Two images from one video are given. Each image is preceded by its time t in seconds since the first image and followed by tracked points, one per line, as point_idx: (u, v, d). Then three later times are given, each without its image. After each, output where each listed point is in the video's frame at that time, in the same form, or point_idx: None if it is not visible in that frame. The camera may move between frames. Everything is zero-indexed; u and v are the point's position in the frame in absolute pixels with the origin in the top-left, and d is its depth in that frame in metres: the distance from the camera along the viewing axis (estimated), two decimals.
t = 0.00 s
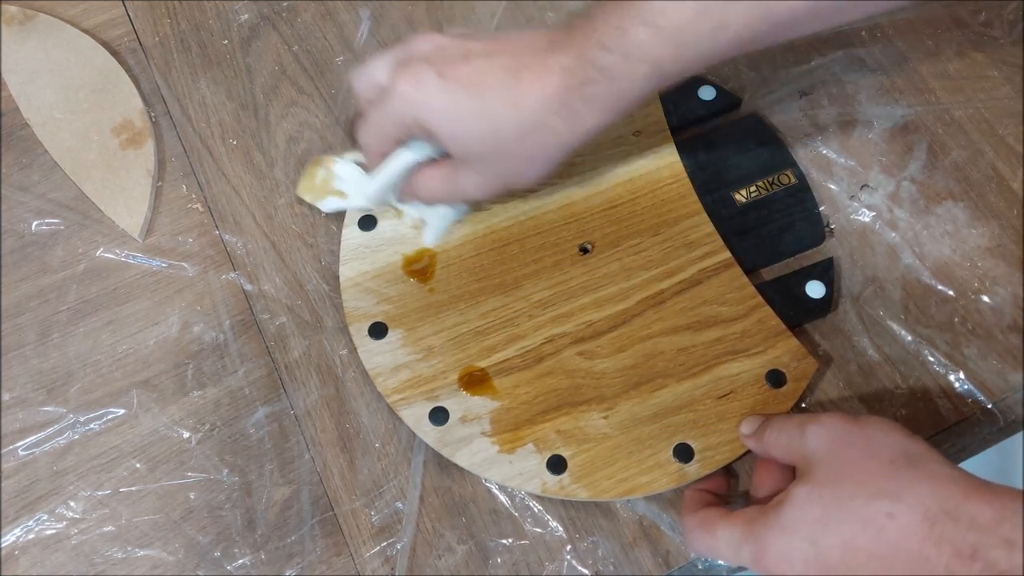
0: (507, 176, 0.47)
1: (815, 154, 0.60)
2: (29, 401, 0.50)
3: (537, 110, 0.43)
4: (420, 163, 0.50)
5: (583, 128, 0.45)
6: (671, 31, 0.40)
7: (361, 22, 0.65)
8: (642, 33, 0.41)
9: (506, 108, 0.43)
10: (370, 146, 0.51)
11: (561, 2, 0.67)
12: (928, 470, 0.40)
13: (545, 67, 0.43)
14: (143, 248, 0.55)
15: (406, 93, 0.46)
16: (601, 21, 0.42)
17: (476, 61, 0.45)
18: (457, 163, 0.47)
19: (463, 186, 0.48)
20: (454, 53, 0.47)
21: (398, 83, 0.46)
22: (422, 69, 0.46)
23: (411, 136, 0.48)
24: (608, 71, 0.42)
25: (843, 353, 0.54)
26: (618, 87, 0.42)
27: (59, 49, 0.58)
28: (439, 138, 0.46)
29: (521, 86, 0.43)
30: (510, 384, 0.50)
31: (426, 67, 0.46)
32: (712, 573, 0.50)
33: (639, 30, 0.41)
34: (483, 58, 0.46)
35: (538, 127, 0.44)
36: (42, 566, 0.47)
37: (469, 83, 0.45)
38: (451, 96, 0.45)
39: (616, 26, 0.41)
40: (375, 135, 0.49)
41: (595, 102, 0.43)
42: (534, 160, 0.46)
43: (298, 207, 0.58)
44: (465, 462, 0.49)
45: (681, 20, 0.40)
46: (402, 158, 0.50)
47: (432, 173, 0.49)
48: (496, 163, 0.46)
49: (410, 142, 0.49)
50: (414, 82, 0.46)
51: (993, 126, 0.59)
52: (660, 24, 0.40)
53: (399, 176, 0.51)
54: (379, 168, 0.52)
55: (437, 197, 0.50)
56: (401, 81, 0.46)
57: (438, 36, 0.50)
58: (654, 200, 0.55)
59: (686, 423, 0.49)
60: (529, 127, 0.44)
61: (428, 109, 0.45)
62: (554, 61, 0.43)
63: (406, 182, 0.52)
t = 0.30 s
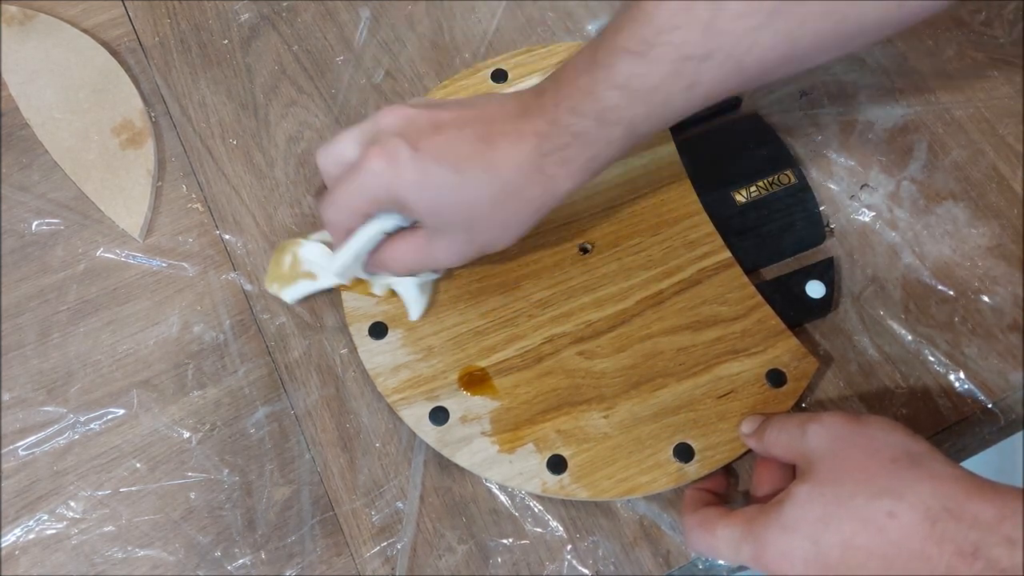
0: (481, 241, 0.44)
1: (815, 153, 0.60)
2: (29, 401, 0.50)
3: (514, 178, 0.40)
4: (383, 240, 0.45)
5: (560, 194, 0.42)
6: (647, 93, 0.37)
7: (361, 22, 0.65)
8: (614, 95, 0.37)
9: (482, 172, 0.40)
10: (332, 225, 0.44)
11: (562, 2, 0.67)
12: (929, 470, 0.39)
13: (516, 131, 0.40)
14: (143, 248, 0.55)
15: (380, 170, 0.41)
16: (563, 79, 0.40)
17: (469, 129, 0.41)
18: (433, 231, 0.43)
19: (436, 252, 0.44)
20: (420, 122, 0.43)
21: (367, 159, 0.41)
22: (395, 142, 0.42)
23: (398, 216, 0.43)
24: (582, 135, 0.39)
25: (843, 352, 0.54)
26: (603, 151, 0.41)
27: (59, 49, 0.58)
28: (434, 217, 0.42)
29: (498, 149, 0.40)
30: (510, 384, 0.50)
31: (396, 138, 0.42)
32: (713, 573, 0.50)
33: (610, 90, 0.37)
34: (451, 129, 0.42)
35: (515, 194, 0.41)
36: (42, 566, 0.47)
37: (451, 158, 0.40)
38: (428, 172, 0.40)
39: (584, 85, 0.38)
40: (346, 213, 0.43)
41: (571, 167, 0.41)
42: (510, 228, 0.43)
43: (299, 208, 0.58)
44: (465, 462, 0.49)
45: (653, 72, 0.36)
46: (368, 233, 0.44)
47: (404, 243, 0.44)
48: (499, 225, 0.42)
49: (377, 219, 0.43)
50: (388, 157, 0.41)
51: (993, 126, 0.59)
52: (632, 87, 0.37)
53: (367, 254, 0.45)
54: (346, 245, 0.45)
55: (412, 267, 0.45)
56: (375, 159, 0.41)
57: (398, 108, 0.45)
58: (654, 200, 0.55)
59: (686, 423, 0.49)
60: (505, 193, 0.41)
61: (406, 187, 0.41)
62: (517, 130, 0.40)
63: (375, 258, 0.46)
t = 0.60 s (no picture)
0: (515, 264, 0.44)
1: (815, 153, 0.60)
2: (28, 401, 0.50)
3: (555, 204, 0.39)
4: (413, 269, 0.46)
5: (602, 209, 0.41)
6: (693, 104, 0.37)
7: (361, 22, 0.65)
8: (655, 112, 0.37)
9: (525, 205, 0.39)
10: (364, 261, 0.46)
11: (561, 2, 0.67)
12: (928, 470, 0.39)
13: (552, 157, 0.39)
14: (143, 248, 0.55)
15: (413, 211, 0.42)
16: (598, 96, 0.39)
17: (480, 165, 0.41)
18: (475, 261, 0.43)
19: (470, 276, 0.45)
20: (453, 158, 0.43)
21: (405, 201, 0.42)
22: (430, 182, 0.42)
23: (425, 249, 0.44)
24: (621, 154, 0.38)
25: (842, 352, 0.54)
26: (640, 167, 0.39)
27: (60, 49, 0.58)
28: (460, 249, 0.43)
29: (534, 181, 0.39)
30: (510, 384, 0.50)
31: (427, 176, 0.43)
32: (712, 573, 0.50)
33: (655, 107, 0.37)
34: (483, 161, 0.41)
35: (550, 218, 0.40)
36: (42, 566, 0.47)
37: (484, 189, 0.40)
38: (463, 210, 0.40)
39: (623, 105, 0.37)
40: (376, 250, 0.44)
41: (618, 183, 0.39)
42: (547, 249, 0.43)
43: (299, 208, 0.58)
44: (465, 463, 0.49)
45: (698, 85, 0.37)
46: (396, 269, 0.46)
47: (437, 268, 0.46)
48: (522, 255, 0.43)
49: (404, 253, 0.44)
50: (423, 198, 0.42)
51: (993, 126, 0.60)
52: (679, 100, 0.37)
53: (399, 282, 0.47)
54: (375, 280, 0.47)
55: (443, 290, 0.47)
56: (410, 201, 0.42)
57: (428, 144, 0.46)
58: (655, 200, 0.55)
59: (686, 423, 0.49)
60: (542, 223, 0.40)
61: (440, 228, 0.41)
62: (553, 154, 0.39)
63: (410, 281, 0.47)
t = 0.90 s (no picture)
0: (524, 207, 0.44)
1: (815, 153, 0.60)
2: (29, 401, 0.49)
3: (558, 152, 0.39)
4: (426, 199, 0.45)
5: (610, 163, 0.42)
6: (700, 64, 0.36)
7: (361, 21, 0.65)
8: (667, 69, 0.37)
9: (535, 146, 0.39)
10: (376, 179, 0.45)
11: (561, 2, 0.67)
12: (928, 471, 0.39)
13: (569, 108, 0.39)
14: (143, 248, 0.55)
15: (427, 136, 0.40)
16: (618, 51, 0.38)
17: (500, 104, 0.40)
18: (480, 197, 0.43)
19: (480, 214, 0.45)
20: (472, 91, 0.41)
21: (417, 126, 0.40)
22: (448, 114, 0.40)
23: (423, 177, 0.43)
24: (632, 108, 0.38)
25: (842, 352, 0.54)
26: (645, 121, 0.39)
27: (60, 49, 0.58)
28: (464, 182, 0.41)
29: (546, 128, 0.39)
30: (510, 384, 0.50)
31: (445, 107, 0.40)
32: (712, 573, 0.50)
33: (666, 62, 0.36)
34: (503, 102, 0.40)
35: (564, 161, 0.40)
36: (42, 566, 0.47)
37: (500, 130, 0.39)
38: (475, 145, 0.39)
39: (636, 60, 0.37)
40: (388, 173, 0.43)
41: (624, 139, 0.40)
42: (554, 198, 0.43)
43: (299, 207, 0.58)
44: (465, 463, 0.49)
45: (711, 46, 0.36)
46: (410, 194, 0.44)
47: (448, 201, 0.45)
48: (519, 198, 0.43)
49: (418, 182, 0.43)
50: (436, 126, 0.40)
51: (993, 126, 0.60)
52: (690, 59, 0.36)
53: (408, 208, 0.46)
54: (391, 199, 0.45)
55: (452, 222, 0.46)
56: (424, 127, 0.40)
57: (451, 74, 0.42)
58: (655, 200, 0.55)
59: (686, 423, 0.49)
60: (552, 167, 0.40)
61: (456, 160, 0.40)
62: (569, 105, 0.39)
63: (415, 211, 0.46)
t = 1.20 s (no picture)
0: (472, 195, 0.44)
1: (815, 153, 0.60)
2: (29, 401, 0.49)
3: (495, 130, 0.40)
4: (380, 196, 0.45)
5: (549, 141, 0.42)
6: (628, 46, 0.39)
7: (361, 21, 0.65)
8: (597, 50, 0.39)
9: (475, 128, 0.40)
10: (328, 192, 0.45)
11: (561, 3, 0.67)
12: (928, 472, 0.39)
13: (502, 85, 0.40)
14: (143, 248, 0.55)
15: (369, 133, 0.41)
16: (543, 34, 0.41)
17: (435, 91, 0.41)
18: (427, 188, 0.43)
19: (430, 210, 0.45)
20: (406, 87, 0.42)
21: (358, 124, 0.41)
22: (385, 105, 0.41)
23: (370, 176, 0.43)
24: (563, 84, 0.40)
25: (842, 352, 0.54)
26: (578, 102, 0.41)
27: (60, 49, 0.59)
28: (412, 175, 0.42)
29: (484, 108, 0.40)
30: (510, 384, 0.50)
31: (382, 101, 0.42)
32: (712, 573, 0.50)
33: (593, 42, 0.39)
34: (437, 89, 0.41)
35: (504, 144, 0.41)
36: (42, 566, 0.47)
37: (437, 114, 0.40)
38: (417, 133, 0.40)
39: (566, 40, 0.40)
40: (337, 180, 0.43)
41: (560, 116, 0.41)
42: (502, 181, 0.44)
43: (298, 207, 0.58)
44: (465, 463, 0.49)
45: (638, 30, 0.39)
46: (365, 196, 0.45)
47: (397, 197, 0.45)
48: (464, 183, 0.43)
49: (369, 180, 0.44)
50: (376, 120, 0.41)
51: (993, 126, 0.60)
52: (616, 40, 0.39)
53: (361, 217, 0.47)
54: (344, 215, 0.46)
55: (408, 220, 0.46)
56: (364, 123, 0.41)
57: (381, 74, 0.45)
58: (655, 200, 0.55)
59: (686, 423, 0.49)
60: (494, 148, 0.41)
61: (398, 150, 0.41)
62: (502, 83, 0.40)
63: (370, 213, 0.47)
